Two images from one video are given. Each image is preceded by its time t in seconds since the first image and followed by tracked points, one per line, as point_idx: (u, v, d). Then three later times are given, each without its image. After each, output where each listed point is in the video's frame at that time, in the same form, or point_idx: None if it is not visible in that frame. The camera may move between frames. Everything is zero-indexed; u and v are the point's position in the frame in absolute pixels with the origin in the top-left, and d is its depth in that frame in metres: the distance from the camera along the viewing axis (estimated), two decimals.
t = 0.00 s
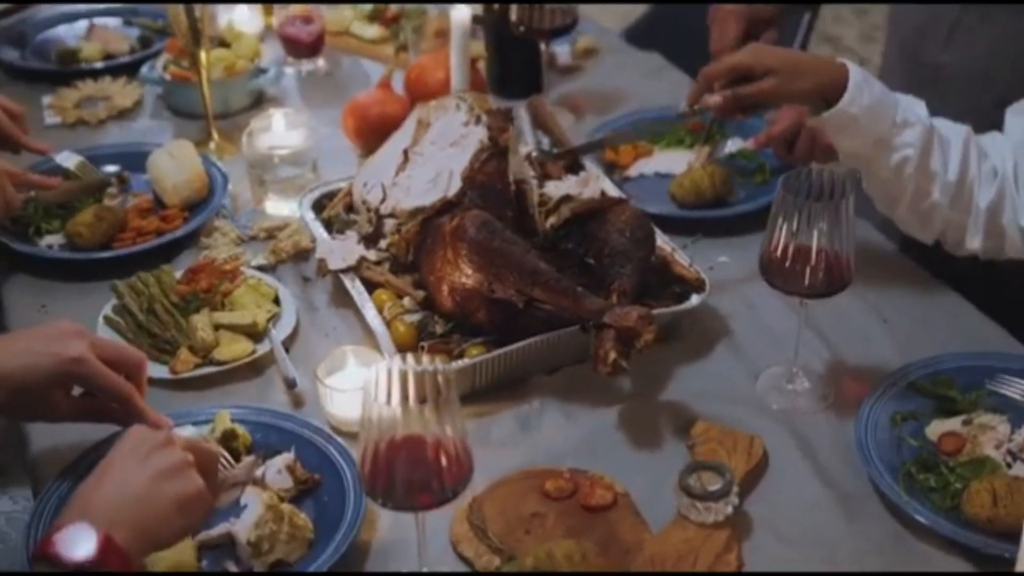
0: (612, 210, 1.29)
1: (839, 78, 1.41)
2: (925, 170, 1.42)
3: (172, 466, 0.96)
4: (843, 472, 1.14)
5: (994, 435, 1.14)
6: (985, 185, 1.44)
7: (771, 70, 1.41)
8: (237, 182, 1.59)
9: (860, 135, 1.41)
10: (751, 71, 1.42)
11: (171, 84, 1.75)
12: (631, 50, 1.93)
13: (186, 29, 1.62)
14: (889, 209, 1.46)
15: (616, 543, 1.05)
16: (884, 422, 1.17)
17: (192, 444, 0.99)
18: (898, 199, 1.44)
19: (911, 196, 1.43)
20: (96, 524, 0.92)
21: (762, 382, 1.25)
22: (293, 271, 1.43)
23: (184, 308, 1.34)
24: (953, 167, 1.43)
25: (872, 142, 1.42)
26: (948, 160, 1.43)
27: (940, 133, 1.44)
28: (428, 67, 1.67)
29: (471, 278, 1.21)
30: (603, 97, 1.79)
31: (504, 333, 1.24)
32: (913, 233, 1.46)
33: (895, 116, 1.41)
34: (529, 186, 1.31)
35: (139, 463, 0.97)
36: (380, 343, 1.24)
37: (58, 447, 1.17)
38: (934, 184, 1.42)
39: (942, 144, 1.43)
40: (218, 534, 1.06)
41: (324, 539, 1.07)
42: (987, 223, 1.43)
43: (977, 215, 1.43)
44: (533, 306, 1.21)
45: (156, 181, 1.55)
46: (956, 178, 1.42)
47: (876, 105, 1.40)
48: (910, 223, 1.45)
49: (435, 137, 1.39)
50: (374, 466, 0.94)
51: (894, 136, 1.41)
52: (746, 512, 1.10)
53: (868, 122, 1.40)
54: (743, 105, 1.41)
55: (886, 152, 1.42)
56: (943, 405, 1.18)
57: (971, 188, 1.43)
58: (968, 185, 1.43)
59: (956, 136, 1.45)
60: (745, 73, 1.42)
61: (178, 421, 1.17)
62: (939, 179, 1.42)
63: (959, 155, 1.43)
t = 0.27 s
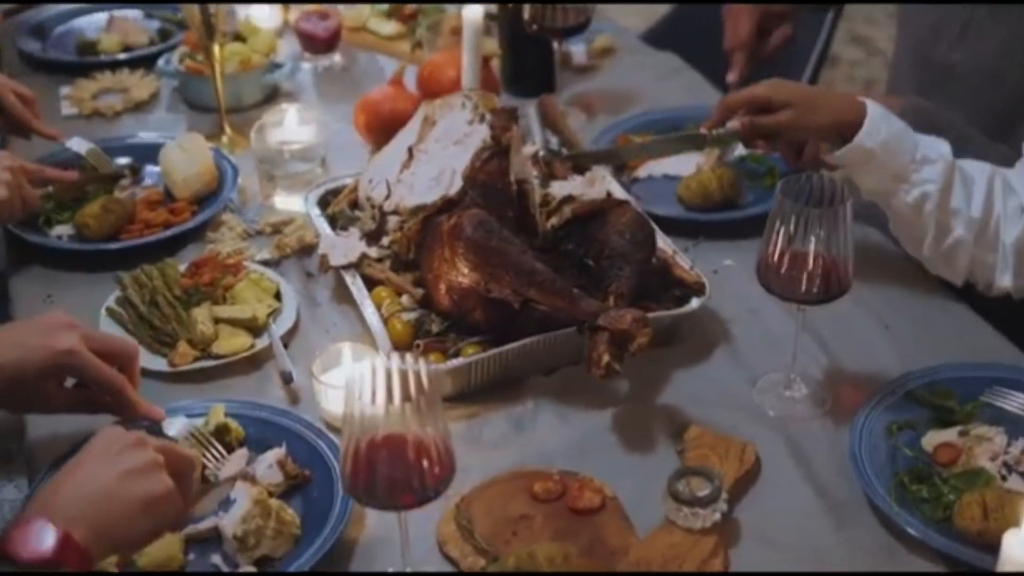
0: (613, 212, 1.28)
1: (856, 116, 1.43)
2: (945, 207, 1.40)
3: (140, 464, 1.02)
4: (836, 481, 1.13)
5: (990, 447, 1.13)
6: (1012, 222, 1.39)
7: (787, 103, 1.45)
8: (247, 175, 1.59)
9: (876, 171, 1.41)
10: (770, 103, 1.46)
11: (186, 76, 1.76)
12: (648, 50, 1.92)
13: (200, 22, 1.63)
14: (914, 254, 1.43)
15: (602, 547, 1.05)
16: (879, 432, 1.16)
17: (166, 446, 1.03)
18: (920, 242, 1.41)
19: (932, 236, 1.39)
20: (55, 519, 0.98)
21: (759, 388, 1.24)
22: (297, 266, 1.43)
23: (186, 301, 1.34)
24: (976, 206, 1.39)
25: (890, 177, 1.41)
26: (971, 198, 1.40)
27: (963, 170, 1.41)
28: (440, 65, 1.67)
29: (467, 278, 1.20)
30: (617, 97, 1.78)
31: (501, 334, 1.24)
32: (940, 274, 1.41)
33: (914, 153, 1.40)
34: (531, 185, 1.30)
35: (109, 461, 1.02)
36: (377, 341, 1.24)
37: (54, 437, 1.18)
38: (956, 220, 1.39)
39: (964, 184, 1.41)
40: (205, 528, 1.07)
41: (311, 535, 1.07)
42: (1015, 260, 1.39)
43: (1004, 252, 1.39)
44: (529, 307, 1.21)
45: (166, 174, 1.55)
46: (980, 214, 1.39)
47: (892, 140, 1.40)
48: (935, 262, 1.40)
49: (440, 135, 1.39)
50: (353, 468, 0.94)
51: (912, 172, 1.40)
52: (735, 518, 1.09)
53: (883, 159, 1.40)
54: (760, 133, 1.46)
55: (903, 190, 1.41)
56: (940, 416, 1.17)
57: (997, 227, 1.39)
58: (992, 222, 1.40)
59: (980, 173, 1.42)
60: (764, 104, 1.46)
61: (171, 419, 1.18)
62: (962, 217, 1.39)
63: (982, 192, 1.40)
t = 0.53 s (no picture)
0: (609, 214, 1.28)
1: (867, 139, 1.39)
2: (958, 227, 1.35)
3: (108, 460, 0.96)
4: (823, 489, 1.12)
5: (980, 458, 1.12)
6: None
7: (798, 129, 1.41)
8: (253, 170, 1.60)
9: (886, 193, 1.37)
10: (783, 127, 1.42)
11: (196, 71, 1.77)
12: (659, 52, 1.92)
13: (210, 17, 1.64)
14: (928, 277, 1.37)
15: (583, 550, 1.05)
16: (869, 440, 1.15)
17: (135, 445, 0.97)
18: (933, 264, 1.36)
19: (946, 257, 1.34)
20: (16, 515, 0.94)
21: (751, 393, 1.24)
22: (297, 262, 1.44)
23: (184, 294, 1.35)
24: (992, 226, 1.34)
25: (901, 199, 1.37)
26: (987, 219, 1.35)
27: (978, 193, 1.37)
28: (448, 64, 1.68)
29: (459, 277, 1.21)
30: (626, 99, 1.78)
31: (493, 334, 1.24)
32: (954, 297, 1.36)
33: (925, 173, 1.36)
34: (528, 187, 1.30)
35: (76, 455, 0.97)
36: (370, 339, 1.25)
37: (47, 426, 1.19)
38: (970, 240, 1.34)
39: (979, 205, 1.36)
40: (190, 521, 1.07)
41: (295, 531, 1.08)
42: None
43: (1020, 275, 1.34)
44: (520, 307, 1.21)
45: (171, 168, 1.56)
46: (995, 235, 1.34)
47: (903, 160, 1.36)
48: (949, 285, 1.35)
49: (440, 135, 1.39)
50: (331, 466, 0.94)
51: (923, 192, 1.36)
52: (719, 524, 1.09)
53: (892, 179, 1.36)
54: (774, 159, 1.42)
55: (915, 209, 1.36)
56: (931, 425, 1.16)
57: (1011, 249, 1.35)
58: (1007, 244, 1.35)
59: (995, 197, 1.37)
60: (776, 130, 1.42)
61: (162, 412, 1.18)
62: (977, 238, 1.34)
63: (997, 214, 1.35)
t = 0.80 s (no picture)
0: (605, 217, 1.28)
1: (856, 142, 1.40)
2: (948, 232, 1.35)
3: (90, 459, 0.97)
4: (812, 496, 1.12)
5: (971, 467, 1.11)
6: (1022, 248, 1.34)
7: (790, 132, 1.42)
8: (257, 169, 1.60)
9: (874, 198, 1.38)
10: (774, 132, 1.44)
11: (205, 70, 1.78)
12: (668, 55, 1.92)
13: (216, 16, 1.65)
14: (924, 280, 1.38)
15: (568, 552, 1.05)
16: (860, 447, 1.14)
17: (119, 445, 0.99)
18: (926, 267, 1.36)
19: (936, 261, 1.35)
20: None
21: (745, 398, 1.23)
22: (296, 261, 1.44)
23: (183, 292, 1.36)
24: (982, 230, 1.35)
25: (890, 203, 1.38)
26: (978, 223, 1.35)
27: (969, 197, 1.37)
28: (453, 65, 1.68)
29: (453, 278, 1.21)
30: (632, 102, 1.77)
31: (486, 335, 1.24)
32: (948, 301, 1.36)
33: (914, 179, 1.37)
34: (525, 189, 1.30)
35: (62, 453, 0.99)
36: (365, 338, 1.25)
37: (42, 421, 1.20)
38: (959, 245, 1.34)
39: (970, 209, 1.36)
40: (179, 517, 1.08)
41: (282, 528, 1.08)
42: None
43: (1012, 279, 1.34)
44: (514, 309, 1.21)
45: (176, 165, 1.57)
46: (985, 240, 1.34)
47: (891, 164, 1.37)
48: (942, 289, 1.36)
49: (439, 135, 1.39)
50: (313, 464, 0.94)
51: (912, 197, 1.37)
52: (706, 529, 1.09)
53: (880, 184, 1.37)
54: (765, 162, 1.43)
55: (904, 213, 1.37)
56: (923, 433, 1.15)
57: (1003, 254, 1.35)
58: (998, 249, 1.35)
59: (988, 201, 1.37)
60: (768, 133, 1.44)
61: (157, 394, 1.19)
62: (967, 243, 1.34)
63: (988, 218, 1.35)
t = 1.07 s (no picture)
0: (603, 220, 1.28)
1: (849, 143, 1.43)
2: (942, 231, 1.39)
3: (76, 460, 0.97)
4: (804, 502, 1.11)
5: (963, 474, 1.10)
6: (1015, 249, 1.39)
7: (784, 134, 1.45)
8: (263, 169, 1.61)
9: (867, 198, 1.42)
10: (768, 135, 1.47)
11: (215, 71, 1.79)
12: (677, 59, 1.91)
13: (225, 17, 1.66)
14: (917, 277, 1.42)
15: (555, 556, 1.05)
16: (853, 453, 1.14)
17: (109, 442, 0.99)
18: (921, 266, 1.40)
19: (931, 260, 1.39)
20: None
21: (740, 403, 1.23)
22: (298, 261, 1.45)
23: (184, 291, 1.37)
24: (976, 231, 1.39)
25: (885, 202, 1.42)
26: (973, 224, 1.40)
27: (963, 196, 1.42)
28: (461, 67, 1.69)
29: (448, 280, 1.21)
30: (640, 106, 1.77)
31: (481, 337, 1.24)
32: (942, 300, 1.40)
33: (909, 178, 1.41)
34: (522, 191, 1.31)
35: (51, 452, 0.99)
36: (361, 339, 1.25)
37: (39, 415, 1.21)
38: (953, 245, 1.39)
39: (965, 209, 1.41)
40: (170, 514, 1.08)
41: (272, 527, 1.08)
42: (1017, 286, 1.39)
43: (1006, 279, 1.39)
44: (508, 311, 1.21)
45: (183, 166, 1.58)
46: (979, 240, 1.39)
47: (884, 165, 1.41)
48: (936, 288, 1.40)
49: (440, 138, 1.39)
50: (298, 464, 0.95)
51: (907, 197, 1.41)
52: (695, 534, 1.08)
53: (874, 184, 1.41)
54: (761, 165, 1.46)
55: (898, 212, 1.41)
56: (917, 440, 1.15)
57: (997, 254, 1.39)
58: (993, 248, 1.40)
59: (982, 201, 1.42)
60: (762, 135, 1.46)
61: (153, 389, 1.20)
62: (963, 243, 1.39)
63: (982, 219, 1.40)
